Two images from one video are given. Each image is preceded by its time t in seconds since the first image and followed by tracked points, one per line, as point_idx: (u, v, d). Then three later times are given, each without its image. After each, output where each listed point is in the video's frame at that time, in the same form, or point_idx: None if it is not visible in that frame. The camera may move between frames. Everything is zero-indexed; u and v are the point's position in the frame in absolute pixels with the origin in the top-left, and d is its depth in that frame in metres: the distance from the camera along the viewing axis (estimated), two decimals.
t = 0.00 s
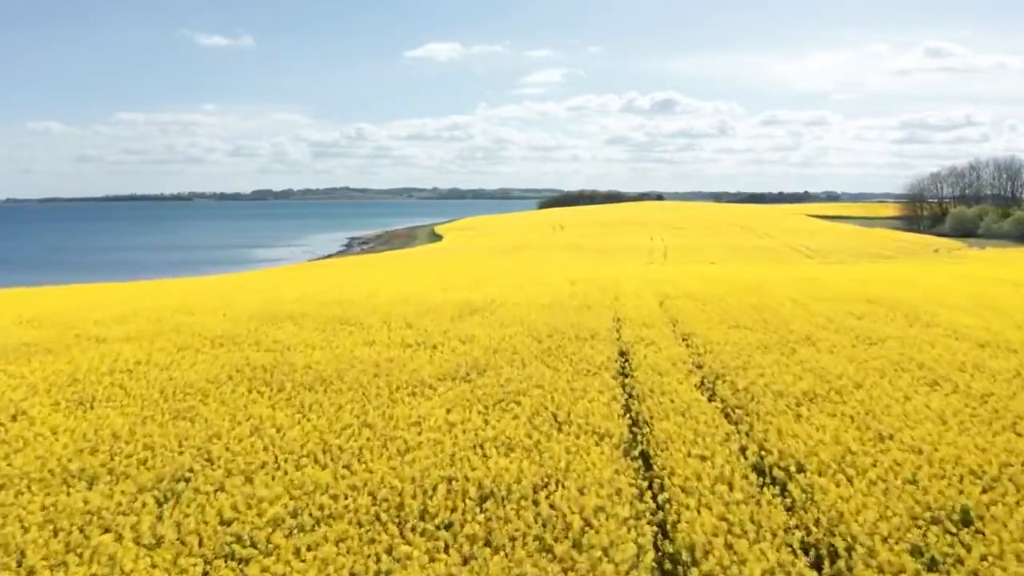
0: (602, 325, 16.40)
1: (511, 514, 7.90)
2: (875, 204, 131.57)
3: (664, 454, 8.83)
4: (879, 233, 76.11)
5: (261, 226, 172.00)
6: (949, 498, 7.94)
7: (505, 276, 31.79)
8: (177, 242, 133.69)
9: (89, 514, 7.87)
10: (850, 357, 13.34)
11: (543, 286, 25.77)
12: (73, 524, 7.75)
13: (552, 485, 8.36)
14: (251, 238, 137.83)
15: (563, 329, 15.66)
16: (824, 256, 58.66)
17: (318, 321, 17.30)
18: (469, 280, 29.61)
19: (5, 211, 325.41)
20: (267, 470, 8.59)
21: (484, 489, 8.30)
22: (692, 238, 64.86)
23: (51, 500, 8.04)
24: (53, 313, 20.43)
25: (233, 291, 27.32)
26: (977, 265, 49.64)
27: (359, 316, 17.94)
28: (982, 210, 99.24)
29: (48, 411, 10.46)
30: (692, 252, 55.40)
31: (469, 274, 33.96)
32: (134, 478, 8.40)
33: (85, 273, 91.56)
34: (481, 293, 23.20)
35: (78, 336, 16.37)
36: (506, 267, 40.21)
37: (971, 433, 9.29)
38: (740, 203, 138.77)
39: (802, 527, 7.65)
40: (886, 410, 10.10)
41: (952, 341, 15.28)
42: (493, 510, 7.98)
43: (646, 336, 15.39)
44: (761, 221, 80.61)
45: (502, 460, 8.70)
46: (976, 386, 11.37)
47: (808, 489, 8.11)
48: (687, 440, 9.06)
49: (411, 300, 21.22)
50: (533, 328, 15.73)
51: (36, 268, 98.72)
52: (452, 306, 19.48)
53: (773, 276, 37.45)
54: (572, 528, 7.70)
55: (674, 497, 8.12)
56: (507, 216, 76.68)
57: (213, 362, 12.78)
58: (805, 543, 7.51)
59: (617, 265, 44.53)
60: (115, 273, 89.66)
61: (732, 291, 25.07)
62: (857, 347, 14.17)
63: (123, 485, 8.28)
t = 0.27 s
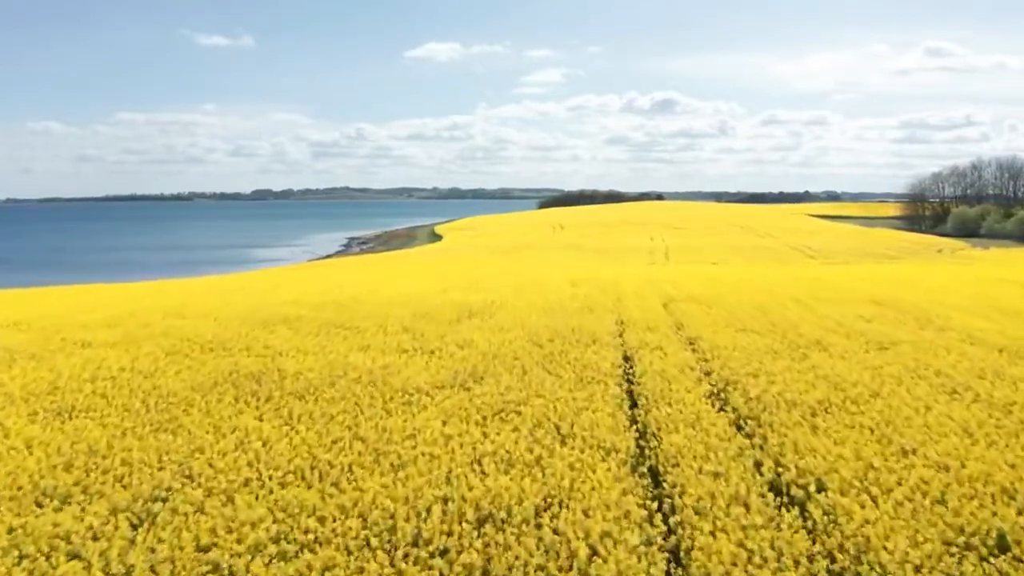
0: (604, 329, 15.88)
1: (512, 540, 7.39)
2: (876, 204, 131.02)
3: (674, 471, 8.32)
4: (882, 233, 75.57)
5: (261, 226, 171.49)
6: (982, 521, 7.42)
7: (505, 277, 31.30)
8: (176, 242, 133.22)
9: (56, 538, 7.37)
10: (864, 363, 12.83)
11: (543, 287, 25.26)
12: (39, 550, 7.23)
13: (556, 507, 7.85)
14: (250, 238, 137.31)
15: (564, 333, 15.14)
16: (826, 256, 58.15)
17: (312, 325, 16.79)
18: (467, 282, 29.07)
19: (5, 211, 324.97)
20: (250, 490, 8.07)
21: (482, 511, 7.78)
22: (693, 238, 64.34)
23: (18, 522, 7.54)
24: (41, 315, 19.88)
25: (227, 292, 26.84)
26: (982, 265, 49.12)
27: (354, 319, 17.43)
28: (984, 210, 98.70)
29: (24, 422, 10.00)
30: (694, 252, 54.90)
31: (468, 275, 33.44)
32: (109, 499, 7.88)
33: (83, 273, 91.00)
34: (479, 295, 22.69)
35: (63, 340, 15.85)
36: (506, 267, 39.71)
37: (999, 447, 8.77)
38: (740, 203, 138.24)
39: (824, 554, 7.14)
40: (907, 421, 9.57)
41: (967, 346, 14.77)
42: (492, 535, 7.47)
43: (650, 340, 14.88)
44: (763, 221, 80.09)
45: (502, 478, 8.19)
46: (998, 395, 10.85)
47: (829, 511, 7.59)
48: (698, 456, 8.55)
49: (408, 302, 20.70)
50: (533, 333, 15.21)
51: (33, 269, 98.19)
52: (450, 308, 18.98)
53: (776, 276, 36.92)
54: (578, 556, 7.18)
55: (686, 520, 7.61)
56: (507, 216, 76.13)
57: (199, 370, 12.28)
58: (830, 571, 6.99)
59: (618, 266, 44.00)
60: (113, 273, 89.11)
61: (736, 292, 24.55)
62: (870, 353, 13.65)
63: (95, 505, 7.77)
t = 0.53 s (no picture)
0: (608, 333, 15.37)
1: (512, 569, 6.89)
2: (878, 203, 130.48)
3: (684, 489, 7.83)
4: (884, 233, 75.06)
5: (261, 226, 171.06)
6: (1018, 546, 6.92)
7: (505, 278, 30.78)
8: (175, 242, 132.74)
9: (20, 564, 6.89)
10: (878, 369, 12.32)
11: (544, 289, 24.75)
12: None
13: (559, 530, 7.35)
14: (249, 238, 136.86)
15: (566, 337, 14.64)
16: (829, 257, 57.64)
17: (305, 328, 16.28)
18: (466, 282, 28.55)
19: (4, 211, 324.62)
20: (231, 512, 7.57)
21: (480, 534, 7.28)
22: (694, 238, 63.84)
23: None
24: (29, 316, 19.41)
25: (222, 294, 26.34)
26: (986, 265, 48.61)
27: (349, 322, 16.92)
28: (986, 210, 98.16)
29: None
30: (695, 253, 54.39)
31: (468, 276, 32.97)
32: (79, 520, 7.40)
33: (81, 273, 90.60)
34: (478, 296, 22.17)
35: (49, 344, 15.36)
36: (507, 268, 39.23)
37: None
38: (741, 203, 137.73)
39: None
40: (930, 433, 9.06)
41: (984, 351, 14.25)
42: (492, 563, 6.97)
43: (655, 344, 14.36)
44: (764, 221, 79.56)
45: (501, 498, 7.70)
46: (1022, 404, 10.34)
47: (852, 537, 7.09)
48: (710, 472, 8.05)
49: (406, 304, 20.19)
50: (534, 337, 14.70)
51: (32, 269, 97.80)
52: (448, 311, 18.47)
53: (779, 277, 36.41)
54: None
55: (699, 544, 7.12)
56: (508, 216, 75.64)
57: (184, 377, 11.78)
58: None
59: (619, 266, 43.51)
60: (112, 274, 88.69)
61: (741, 294, 24.05)
62: (883, 358, 13.15)
63: (64, 527, 7.29)
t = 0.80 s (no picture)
0: (611, 337, 14.89)
1: None
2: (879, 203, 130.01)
3: (696, 512, 7.34)
4: (886, 233, 74.57)
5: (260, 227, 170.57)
6: None
7: (505, 278, 30.31)
8: (173, 243, 132.20)
9: None
10: (894, 376, 11.84)
11: (544, 291, 24.25)
12: None
13: (564, 556, 6.86)
14: (248, 239, 136.32)
15: (568, 343, 14.16)
16: (831, 257, 57.14)
17: (299, 332, 15.79)
18: (466, 283, 28.05)
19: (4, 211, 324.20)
20: (212, 536, 7.08)
21: (477, 563, 6.79)
22: (695, 238, 63.34)
23: None
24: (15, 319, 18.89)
25: (216, 295, 25.84)
26: (990, 265, 48.16)
27: (344, 326, 16.45)
28: (988, 210, 97.71)
29: None
30: (697, 253, 53.91)
31: (467, 277, 32.52)
32: (46, 546, 6.91)
33: (79, 273, 90.08)
34: (477, 298, 21.67)
35: (32, 349, 14.85)
36: (506, 268, 38.76)
37: None
38: (742, 203, 137.30)
39: None
40: (955, 446, 8.57)
41: (999, 355, 13.77)
42: None
43: (660, 349, 13.88)
44: (765, 221, 79.08)
45: (500, 521, 7.21)
46: None
47: (878, 566, 6.60)
48: (723, 493, 7.56)
49: (403, 306, 19.70)
50: (535, 342, 14.22)
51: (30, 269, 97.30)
52: (446, 313, 17.98)
53: (782, 278, 35.92)
54: None
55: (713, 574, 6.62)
56: (507, 216, 75.13)
57: (169, 385, 11.30)
58: None
59: (620, 266, 43.02)
60: (109, 274, 88.20)
61: (745, 297, 23.56)
62: (897, 365, 12.66)
63: (29, 552, 6.81)
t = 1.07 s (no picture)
0: (614, 342, 14.40)
1: None
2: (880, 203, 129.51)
3: (709, 536, 6.87)
4: (889, 233, 74.09)
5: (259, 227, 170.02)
6: None
7: (505, 279, 29.81)
8: (172, 243, 131.71)
9: None
10: (911, 385, 11.35)
11: (544, 292, 23.75)
12: None
13: None
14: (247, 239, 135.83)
15: (570, 348, 13.69)
16: (834, 257, 56.63)
17: (291, 335, 15.30)
18: (465, 284, 27.54)
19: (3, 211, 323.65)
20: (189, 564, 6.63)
21: None
22: (696, 238, 62.87)
23: None
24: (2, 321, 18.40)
25: (210, 296, 25.34)
26: (994, 265, 47.69)
27: (339, 329, 15.96)
28: (991, 210, 97.20)
29: None
30: (699, 253, 53.42)
31: (467, 278, 32.08)
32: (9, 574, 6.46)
33: (76, 274, 89.55)
34: (476, 300, 21.17)
35: (16, 352, 14.38)
36: (506, 269, 38.32)
37: None
38: (742, 203, 136.84)
39: None
40: (982, 462, 8.09)
41: (1017, 361, 13.29)
42: None
43: (665, 355, 13.39)
44: (767, 221, 78.60)
45: (500, 547, 6.74)
46: None
47: None
48: (738, 516, 7.08)
49: (400, 308, 19.20)
50: (535, 347, 13.73)
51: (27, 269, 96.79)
52: (444, 317, 17.48)
53: (785, 279, 35.41)
54: None
55: None
56: (507, 216, 74.65)
57: (152, 395, 10.80)
58: None
59: (621, 267, 42.55)
60: (107, 274, 87.67)
61: (749, 298, 23.07)
62: (914, 372, 12.16)
63: None
